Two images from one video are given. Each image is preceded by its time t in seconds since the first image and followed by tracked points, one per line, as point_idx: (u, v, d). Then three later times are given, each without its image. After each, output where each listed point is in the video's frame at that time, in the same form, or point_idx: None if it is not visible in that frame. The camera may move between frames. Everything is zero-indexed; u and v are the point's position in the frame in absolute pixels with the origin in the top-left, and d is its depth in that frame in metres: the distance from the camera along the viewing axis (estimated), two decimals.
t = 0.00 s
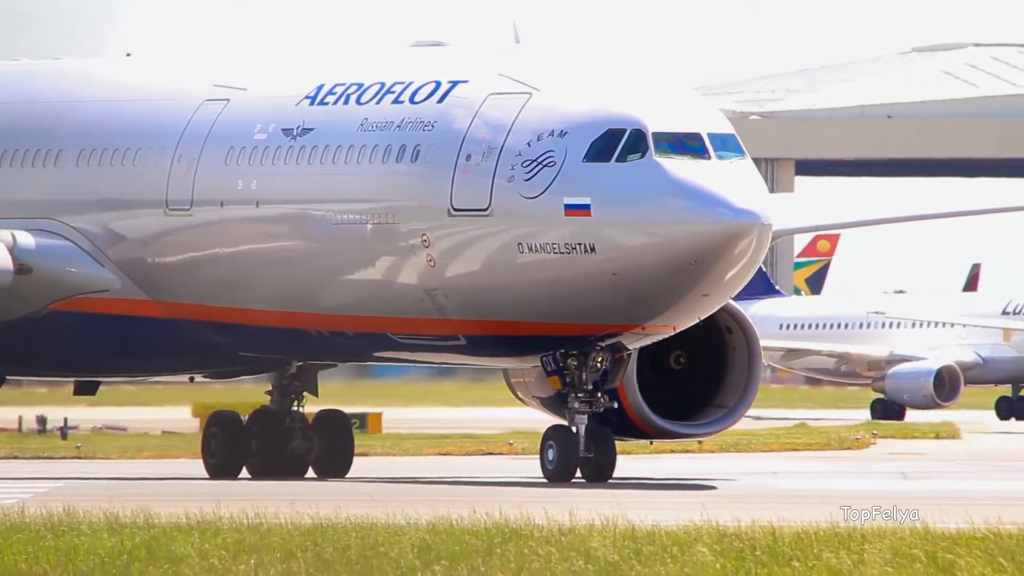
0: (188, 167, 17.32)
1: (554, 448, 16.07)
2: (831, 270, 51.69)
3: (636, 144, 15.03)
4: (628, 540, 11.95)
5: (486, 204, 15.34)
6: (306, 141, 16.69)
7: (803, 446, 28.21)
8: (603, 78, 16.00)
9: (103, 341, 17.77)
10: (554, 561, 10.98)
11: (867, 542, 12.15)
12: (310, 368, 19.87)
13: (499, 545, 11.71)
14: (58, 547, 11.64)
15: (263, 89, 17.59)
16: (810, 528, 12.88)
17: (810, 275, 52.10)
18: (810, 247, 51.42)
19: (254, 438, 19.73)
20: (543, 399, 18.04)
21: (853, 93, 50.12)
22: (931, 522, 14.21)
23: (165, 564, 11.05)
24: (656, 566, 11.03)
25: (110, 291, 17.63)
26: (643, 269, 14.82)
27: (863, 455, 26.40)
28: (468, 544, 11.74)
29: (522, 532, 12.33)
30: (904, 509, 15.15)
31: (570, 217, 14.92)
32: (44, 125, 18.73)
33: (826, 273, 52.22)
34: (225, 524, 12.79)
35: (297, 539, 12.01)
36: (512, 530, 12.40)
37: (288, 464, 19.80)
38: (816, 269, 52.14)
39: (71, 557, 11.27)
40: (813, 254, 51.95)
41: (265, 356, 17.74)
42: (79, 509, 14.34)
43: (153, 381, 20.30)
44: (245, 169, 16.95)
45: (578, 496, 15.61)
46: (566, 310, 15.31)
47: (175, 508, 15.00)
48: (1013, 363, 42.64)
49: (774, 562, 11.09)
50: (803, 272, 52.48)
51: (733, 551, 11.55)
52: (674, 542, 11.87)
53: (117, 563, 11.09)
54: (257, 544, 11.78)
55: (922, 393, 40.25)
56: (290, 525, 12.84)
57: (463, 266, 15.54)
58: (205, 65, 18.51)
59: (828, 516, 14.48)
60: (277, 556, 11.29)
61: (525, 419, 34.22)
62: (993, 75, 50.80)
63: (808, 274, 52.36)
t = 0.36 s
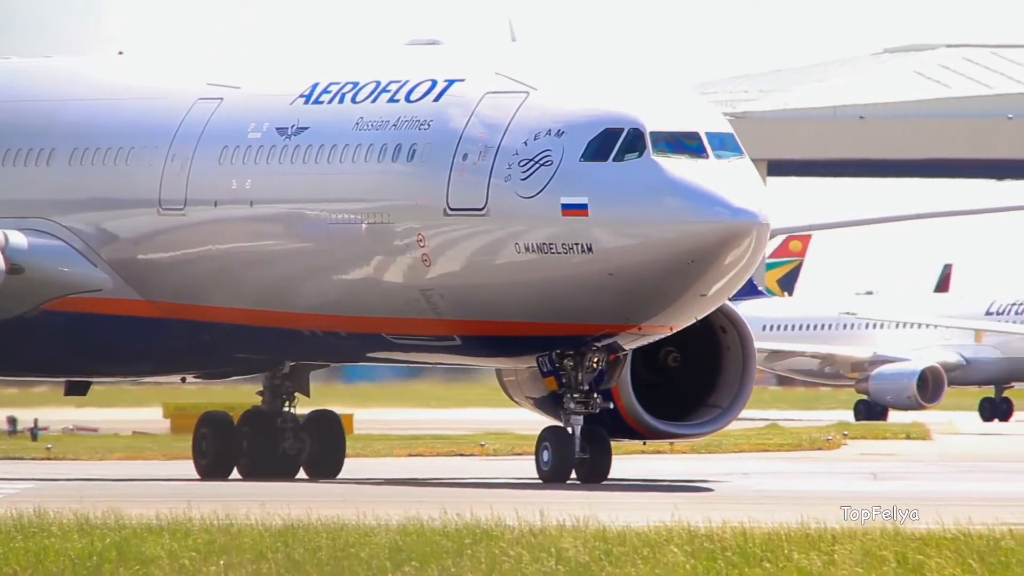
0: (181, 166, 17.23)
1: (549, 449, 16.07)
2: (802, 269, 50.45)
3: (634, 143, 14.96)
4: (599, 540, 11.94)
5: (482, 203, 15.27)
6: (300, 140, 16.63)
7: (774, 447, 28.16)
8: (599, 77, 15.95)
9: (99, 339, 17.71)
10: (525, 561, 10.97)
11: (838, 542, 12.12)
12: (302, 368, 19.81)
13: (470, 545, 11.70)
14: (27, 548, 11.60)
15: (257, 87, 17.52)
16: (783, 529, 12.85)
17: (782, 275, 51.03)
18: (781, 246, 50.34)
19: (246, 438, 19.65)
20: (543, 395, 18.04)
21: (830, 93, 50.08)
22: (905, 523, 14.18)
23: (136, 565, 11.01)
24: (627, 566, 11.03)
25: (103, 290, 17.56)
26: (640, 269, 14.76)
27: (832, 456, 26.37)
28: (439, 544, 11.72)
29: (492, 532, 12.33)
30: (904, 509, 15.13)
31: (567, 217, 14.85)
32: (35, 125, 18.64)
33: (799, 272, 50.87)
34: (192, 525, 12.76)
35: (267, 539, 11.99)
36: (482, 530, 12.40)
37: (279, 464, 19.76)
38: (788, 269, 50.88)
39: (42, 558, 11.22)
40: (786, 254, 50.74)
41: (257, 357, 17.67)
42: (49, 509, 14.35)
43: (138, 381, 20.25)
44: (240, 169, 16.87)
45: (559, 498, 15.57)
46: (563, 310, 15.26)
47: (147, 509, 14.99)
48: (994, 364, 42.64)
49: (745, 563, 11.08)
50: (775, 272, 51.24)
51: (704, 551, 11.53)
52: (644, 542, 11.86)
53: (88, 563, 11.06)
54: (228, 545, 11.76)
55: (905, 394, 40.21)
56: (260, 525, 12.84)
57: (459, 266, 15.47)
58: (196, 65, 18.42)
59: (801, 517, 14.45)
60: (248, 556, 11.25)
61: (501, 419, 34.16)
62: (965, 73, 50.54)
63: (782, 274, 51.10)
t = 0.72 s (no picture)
0: (173, 165, 17.18)
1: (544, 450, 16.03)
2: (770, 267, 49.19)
3: (628, 141, 14.92)
4: (573, 539, 11.91)
5: (477, 202, 15.22)
6: (292, 139, 16.58)
7: (747, 447, 28.13)
8: (591, 74, 15.91)
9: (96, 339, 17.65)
10: (499, 561, 10.95)
11: (811, 542, 12.08)
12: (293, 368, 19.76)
13: (444, 545, 11.67)
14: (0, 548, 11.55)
15: (249, 86, 17.47)
16: (755, 527, 12.81)
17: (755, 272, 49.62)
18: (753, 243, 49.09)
19: (237, 438, 19.63)
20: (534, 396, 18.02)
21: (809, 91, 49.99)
22: (877, 522, 14.15)
23: (110, 565, 10.97)
24: (601, 567, 10.98)
25: (92, 290, 17.50)
26: (635, 269, 14.72)
27: (804, 455, 26.32)
28: (413, 544, 11.69)
29: (466, 532, 12.31)
30: (906, 509, 15.14)
31: (561, 215, 14.81)
32: (25, 125, 18.59)
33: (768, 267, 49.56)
34: (165, 524, 12.72)
35: (241, 540, 11.95)
36: (455, 531, 12.37)
37: (269, 463, 19.70)
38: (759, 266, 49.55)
39: (15, 558, 11.16)
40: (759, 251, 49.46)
41: (250, 357, 17.62)
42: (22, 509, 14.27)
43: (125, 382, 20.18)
44: (231, 167, 16.83)
45: (540, 498, 15.53)
46: (557, 309, 15.22)
47: (121, 509, 14.90)
48: (977, 364, 42.64)
49: (720, 562, 11.07)
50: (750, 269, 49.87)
51: (678, 551, 11.50)
52: (619, 541, 11.82)
53: (62, 563, 11.01)
54: (201, 544, 11.71)
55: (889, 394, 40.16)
56: (233, 524, 12.81)
57: (453, 265, 15.42)
58: (185, 63, 18.37)
59: (772, 517, 14.42)
60: (222, 556, 11.20)
61: (481, 419, 34.12)
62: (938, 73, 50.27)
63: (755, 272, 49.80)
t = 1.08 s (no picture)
0: (158, 164, 17.13)
1: (533, 449, 16.00)
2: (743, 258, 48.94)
3: (617, 140, 14.86)
4: (540, 539, 11.91)
5: (465, 201, 15.16)
6: (279, 138, 16.52)
7: (712, 446, 28.11)
8: (578, 72, 15.86)
9: (76, 339, 17.61)
10: (465, 561, 10.93)
11: (778, 541, 12.06)
12: (277, 368, 19.75)
13: (409, 546, 11.65)
14: None
15: (235, 84, 17.40)
16: (720, 528, 12.78)
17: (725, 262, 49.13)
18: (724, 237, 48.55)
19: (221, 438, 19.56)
20: (519, 395, 18.01)
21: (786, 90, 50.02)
22: (842, 522, 14.14)
23: (75, 565, 10.95)
24: (567, 566, 10.95)
25: (77, 289, 17.47)
26: (624, 269, 14.67)
27: (770, 456, 26.31)
28: (378, 544, 11.67)
29: (432, 533, 12.29)
30: (902, 510, 15.16)
31: (550, 215, 14.75)
32: (10, 123, 18.52)
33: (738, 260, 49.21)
34: (128, 525, 12.70)
35: (206, 540, 11.92)
36: (421, 531, 12.35)
37: (254, 463, 19.64)
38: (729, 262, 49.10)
39: None
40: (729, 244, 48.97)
41: (236, 357, 17.55)
42: None
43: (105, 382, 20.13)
44: (217, 167, 16.78)
45: (515, 499, 15.49)
46: (547, 309, 15.17)
47: (86, 508, 14.86)
48: (954, 364, 42.72)
49: (686, 562, 11.05)
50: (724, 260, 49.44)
51: (644, 550, 11.48)
52: (585, 541, 11.81)
53: (26, 564, 10.98)
54: (167, 544, 11.69)
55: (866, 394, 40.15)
56: (199, 525, 12.78)
57: (441, 265, 15.37)
58: (167, 63, 18.34)
59: (737, 516, 14.39)
60: (187, 556, 11.18)
61: (453, 419, 34.10)
62: (903, 73, 50.37)
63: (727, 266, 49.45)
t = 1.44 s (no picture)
0: (142, 163, 17.11)
1: (518, 448, 15.99)
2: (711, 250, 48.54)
3: (604, 139, 14.80)
4: (506, 539, 11.90)
5: (451, 200, 15.10)
6: (263, 136, 16.48)
7: (678, 446, 28.09)
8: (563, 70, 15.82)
9: (56, 339, 17.61)
10: (431, 561, 10.92)
11: (744, 541, 12.04)
12: (260, 369, 19.67)
13: (376, 545, 11.64)
14: None
15: (218, 82, 17.36)
16: (685, 527, 12.73)
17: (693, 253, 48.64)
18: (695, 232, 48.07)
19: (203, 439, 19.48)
20: (503, 394, 17.98)
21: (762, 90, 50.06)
22: (806, 523, 14.11)
23: (40, 565, 10.94)
24: (533, 566, 10.96)
25: (60, 288, 17.47)
26: (611, 268, 14.62)
27: (737, 455, 26.26)
28: (345, 544, 11.67)
29: (399, 533, 12.27)
30: (901, 510, 15.21)
31: (536, 213, 14.70)
32: None
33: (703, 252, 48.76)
34: (93, 524, 12.68)
35: (172, 540, 11.90)
36: (387, 531, 12.33)
37: (237, 464, 19.56)
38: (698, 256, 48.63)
39: None
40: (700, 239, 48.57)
41: (219, 357, 17.50)
42: None
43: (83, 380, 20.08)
44: (201, 165, 16.74)
45: (486, 500, 15.45)
46: (533, 308, 15.14)
47: (51, 508, 14.81)
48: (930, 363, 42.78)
49: (652, 560, 11.04)
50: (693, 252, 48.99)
51: (610, 550, 11.47)
52: (551, 541, 11.80)
53: None
54: (133, 544, 11.68)
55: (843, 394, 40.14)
56: (165, 525, 12.75)
57: (426, 264, 15.31)
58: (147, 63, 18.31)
59: (704, 516, 14.34)
60: (153, 556, 11.17)
61: (424, 419, 34.04)
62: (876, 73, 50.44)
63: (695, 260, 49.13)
